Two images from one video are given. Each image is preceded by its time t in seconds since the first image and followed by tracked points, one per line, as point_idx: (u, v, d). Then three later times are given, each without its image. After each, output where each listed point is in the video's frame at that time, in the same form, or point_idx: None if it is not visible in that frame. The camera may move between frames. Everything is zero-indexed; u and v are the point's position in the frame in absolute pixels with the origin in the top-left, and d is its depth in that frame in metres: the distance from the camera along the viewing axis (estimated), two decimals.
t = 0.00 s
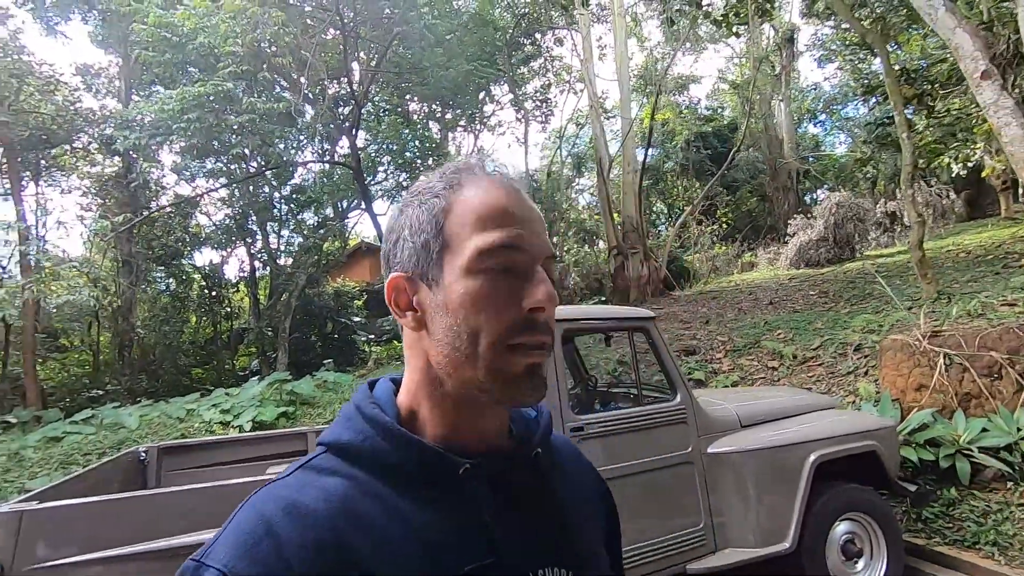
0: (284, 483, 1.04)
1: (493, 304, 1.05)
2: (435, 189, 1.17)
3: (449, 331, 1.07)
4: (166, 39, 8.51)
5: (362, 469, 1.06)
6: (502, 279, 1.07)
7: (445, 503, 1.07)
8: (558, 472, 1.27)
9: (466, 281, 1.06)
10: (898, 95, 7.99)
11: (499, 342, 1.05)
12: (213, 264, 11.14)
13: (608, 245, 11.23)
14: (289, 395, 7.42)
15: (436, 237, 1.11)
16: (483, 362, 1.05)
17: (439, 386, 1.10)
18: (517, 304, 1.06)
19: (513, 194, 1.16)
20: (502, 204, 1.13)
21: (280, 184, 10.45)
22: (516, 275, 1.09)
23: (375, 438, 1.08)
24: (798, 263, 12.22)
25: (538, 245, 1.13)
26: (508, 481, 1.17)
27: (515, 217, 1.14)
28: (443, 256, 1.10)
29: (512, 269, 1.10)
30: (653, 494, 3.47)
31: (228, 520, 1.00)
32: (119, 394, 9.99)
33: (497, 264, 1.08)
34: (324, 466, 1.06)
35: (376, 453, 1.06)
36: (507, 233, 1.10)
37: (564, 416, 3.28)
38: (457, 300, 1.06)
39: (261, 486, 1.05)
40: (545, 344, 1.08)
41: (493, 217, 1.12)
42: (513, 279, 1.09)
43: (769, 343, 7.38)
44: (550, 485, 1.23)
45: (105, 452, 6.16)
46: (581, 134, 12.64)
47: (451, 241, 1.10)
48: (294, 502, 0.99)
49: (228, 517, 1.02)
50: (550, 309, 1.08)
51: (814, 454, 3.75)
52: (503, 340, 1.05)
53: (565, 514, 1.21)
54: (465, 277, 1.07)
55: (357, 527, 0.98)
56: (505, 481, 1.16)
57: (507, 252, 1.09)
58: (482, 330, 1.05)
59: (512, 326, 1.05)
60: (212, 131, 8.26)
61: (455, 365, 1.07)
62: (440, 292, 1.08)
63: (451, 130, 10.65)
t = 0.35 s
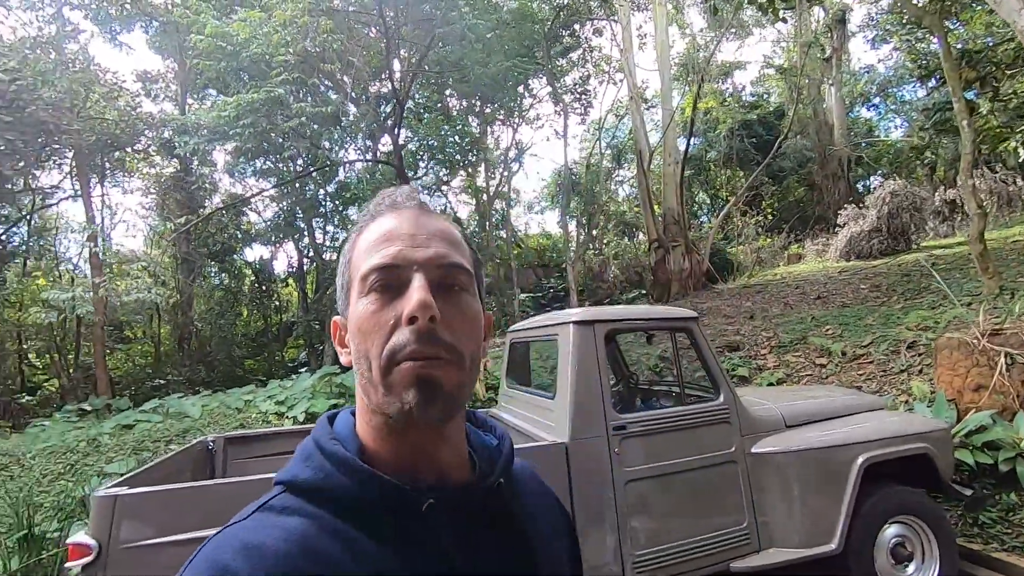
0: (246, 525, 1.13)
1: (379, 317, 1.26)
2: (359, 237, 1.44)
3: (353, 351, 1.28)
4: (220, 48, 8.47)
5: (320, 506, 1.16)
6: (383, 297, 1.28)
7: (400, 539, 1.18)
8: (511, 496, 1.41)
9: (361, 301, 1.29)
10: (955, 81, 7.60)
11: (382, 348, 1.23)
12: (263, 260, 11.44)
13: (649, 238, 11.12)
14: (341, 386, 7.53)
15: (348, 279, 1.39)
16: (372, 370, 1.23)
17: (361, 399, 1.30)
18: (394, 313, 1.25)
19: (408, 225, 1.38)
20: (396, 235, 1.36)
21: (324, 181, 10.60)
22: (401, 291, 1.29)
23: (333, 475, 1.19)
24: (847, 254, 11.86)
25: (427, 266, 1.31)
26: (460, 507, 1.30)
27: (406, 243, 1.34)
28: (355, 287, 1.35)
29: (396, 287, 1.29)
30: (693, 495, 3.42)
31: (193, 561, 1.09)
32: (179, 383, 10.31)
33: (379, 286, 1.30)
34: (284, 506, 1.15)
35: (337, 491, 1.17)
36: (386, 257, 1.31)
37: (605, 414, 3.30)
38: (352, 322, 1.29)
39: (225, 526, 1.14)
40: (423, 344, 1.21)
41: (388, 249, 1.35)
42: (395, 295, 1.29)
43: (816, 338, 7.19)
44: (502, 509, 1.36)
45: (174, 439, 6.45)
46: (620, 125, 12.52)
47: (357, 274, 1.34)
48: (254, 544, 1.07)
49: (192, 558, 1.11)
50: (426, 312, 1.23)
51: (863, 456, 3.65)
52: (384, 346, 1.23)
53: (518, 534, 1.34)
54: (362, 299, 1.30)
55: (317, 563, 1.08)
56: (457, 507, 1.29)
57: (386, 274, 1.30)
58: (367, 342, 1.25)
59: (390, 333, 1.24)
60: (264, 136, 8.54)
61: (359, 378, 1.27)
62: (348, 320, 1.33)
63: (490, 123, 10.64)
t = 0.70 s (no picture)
0: (265, 527, 1.13)
1: (402, 316, 1.23)
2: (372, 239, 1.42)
3: (372, 349, 1.26)
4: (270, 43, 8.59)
5: (338, 507, 1.16)
6: (407, 295, 1.26)
7: (413, 540, 1.17)
8: (532, 499, 1.39)
9: (382, 301, 1.27)
10: None
11: (405, 346, 1.21)
12: (312, 248, 11.72)
13: (695, 226, 10.90)
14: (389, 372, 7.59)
15: (366, 279, 1.36)
16: (395, 367, 1.21)
17: (380, 400, 1.26)
18: (418, 311, 1.23)
19: (427, 228, 1.37)
20: (415, 237, 1.35)
21: (369, 171, 10.60)
22: (425, 290, 1.27)
23: (351, 476, 1.19)
24: (908, 243, 11.32)
25: (449, 267, 1.31)
26: (477, 510, 1.27)
27: (426, 244, 1.33)
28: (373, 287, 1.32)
29: (420, 286, 1.28)
30: (741, 489, 3.34)
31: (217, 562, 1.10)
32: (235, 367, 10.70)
33: (403, 285, 1.28)
34: (303, 507, 1.16)
35: (353, 492, 1.17)
36: (410, 257, 1.30)
37: (654, 405, 3.26)
38: (374, 320, 1.26)
39: (246, 529, 1.15)
40: (449, 342, 1.20)
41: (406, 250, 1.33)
42: (418, 294, 1.26)
43: (872, 331, 6.90)
44: (518, 511, 1.33)
45: (234, 420, 6.71)
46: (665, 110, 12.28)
47: (377, 273, 1.32)
48: (273, 546, 1.08)
49: (216, 561, 1.12)
50: (452, 309, 1.22)
51: (923, 455, 3.51)
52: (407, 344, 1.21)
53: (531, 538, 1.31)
54: (382, 298, 1.27)
55: (335, 563, 1.08)
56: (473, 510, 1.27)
57: (410, 273, 1.28)
58: (391, 339, 1.22)
59: (415, 331, 1.21)
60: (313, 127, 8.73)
61: (378, 378, 1.24)
62: (367, 319, 1.30)
63: (533, 111, 10.59)
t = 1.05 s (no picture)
0: (284, 509, 1.03)
1: (459, 308, 1.11)
2: (365, 224, 1.18)
3: (424, 348, 1.11)
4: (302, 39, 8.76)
5: (362, 488, 1.07)
6: (457, 284, 1.13)
7: (440, 520, 1.08)
8: (552, 478, 1.31)
9: (429, 294, 1.11)
10: None
11: (473, 337, 1.11)
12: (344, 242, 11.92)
13: (726, 218, 10.71)
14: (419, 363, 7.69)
15: (385, 270, 1.15)
16: (465, 361, 1.11)
17: (433, 398, 1.15)
18: (475, 301, 1.12)
19: (435, 209, 1.22)
20: (433, 222, 1.19)
21: (398, 166, 10.35)
22: (474, 277, 1.15)
23: (373, 456, 1.09)
24: (951, 235, 10.94)
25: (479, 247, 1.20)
26: (502, 490, 1.18)
27: (449, 228, 1.19)
28: (399, 281, 1.14)
29: (465, 273, 1.14)
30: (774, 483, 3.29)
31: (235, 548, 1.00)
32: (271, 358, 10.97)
33: (448, 274, 1.13)
34: (325, 487, 1.06)
35: (375, 470, 1.08)
36: (447, 242, 1.16)
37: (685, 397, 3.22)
38: (423, 314, 1.11)
39: (264, 512, 1.04)
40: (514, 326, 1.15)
41: (432, 235, 1.17)
42: (466, 283, 1.13)
43: (914, 326, 6.68)
44: (541, 491, 1.25)
45: (271, 407, 6.89)
46: (697, 101, 12.08)
47: (409, 263, 1.14)
48: (295, 525, 0.98)
49: (232, 551, 1.01)
50: (507, 292, 1.16)
51: (967, 451, 3.38)
52: (474, 335, 1.11)
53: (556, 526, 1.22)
54: (429, 292, 1.12)
55: (364, 543, 0.99)
56: (499, 490, 1.18)
57: (454, 259, 1.14)
58: (455, 334, 1.10)
59: (478, 321, 1.11)
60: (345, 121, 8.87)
61: (436, 376, 1.12)
62: (402, 314, 1.13)
63: (561, 104, 10.55)
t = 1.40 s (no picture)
0: (296, 508, 1.03)
1: (451, 294, 1.10)
2: (406, 212, 1.27)
3: (415, 327, 1.12)
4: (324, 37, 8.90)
5: (369, 487, 1.06)
6: (459, 271, 1.13)
7: (447, 518, 1.06)
8: (564, 476, 1.28)
9: (427, 277, 1.13)
10: None
11: (456, 324, 1.08)
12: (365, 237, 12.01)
13: (750, 210, 10.54)
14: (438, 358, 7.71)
15: (403, 252, 1.21)
16: (447, 345, 1.08)
17: (419, 380, 1.14)
18: (469, 290, 1.10)
19: (468, 209, 1.25)
20: (462, 217, 1.22)
21: (418, 160, 10.48)
22: (479, 268, 1.14)
23: (379, 456, 1.09)
24: (985, 226, 10.62)
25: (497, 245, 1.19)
26: (509, 489, 1.15)
27: (473, 223, 1.22)
28: (412, 264, 1.18)
29: (472, 262, 1.14)
30: (798, 479, 3.23)
31: (247, 549, 1.00)
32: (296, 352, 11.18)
33: (454, 262, 1.14)
34: (333, 487, 1.06)
35: (383, 468, 1.08)
36: (462, 232, 1.17)
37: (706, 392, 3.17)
38: (420, 296, 1.13)
39: (272, 515, 1.04)
40: (507, 323, 1.10)
41: (453, 226, 1.20)
42: (470, 271, 1.13)
43: (944, 320, 6.51)
44: (549, 487, 1.22)
45: (295, 400, 7.00)
46: (720, 91, 11.88)
47: (422, 247, 1.18)
48: (306, 525, 0.98)
49: (243, 552, 1.01)
50: (505, 291, 1.11)
51: (999, 449, 3.28)
52: (458, 323, 1.08)
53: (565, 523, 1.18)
54: (428, 275, 1.13)
55: (372, 542, 0.98)
56: (505, 488, 1.15)
57: (464, 249, 1.15)
58: (442, 316, 1.09)
59: (465, 310, 1.09)
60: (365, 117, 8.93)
61: (422, 356, 1.11)
62: (407, 294, 1.16)
63: (581, 96, 10.47)
